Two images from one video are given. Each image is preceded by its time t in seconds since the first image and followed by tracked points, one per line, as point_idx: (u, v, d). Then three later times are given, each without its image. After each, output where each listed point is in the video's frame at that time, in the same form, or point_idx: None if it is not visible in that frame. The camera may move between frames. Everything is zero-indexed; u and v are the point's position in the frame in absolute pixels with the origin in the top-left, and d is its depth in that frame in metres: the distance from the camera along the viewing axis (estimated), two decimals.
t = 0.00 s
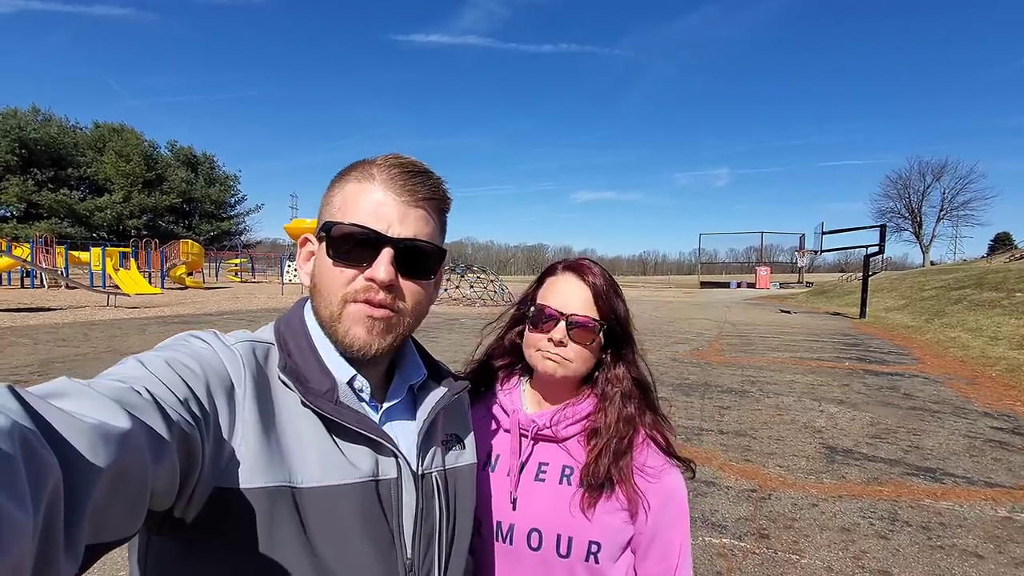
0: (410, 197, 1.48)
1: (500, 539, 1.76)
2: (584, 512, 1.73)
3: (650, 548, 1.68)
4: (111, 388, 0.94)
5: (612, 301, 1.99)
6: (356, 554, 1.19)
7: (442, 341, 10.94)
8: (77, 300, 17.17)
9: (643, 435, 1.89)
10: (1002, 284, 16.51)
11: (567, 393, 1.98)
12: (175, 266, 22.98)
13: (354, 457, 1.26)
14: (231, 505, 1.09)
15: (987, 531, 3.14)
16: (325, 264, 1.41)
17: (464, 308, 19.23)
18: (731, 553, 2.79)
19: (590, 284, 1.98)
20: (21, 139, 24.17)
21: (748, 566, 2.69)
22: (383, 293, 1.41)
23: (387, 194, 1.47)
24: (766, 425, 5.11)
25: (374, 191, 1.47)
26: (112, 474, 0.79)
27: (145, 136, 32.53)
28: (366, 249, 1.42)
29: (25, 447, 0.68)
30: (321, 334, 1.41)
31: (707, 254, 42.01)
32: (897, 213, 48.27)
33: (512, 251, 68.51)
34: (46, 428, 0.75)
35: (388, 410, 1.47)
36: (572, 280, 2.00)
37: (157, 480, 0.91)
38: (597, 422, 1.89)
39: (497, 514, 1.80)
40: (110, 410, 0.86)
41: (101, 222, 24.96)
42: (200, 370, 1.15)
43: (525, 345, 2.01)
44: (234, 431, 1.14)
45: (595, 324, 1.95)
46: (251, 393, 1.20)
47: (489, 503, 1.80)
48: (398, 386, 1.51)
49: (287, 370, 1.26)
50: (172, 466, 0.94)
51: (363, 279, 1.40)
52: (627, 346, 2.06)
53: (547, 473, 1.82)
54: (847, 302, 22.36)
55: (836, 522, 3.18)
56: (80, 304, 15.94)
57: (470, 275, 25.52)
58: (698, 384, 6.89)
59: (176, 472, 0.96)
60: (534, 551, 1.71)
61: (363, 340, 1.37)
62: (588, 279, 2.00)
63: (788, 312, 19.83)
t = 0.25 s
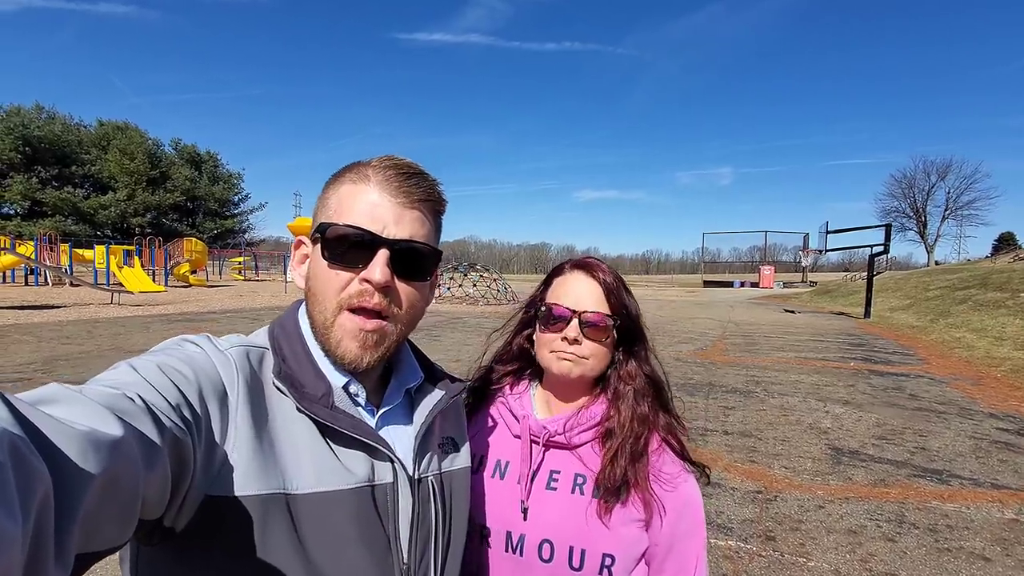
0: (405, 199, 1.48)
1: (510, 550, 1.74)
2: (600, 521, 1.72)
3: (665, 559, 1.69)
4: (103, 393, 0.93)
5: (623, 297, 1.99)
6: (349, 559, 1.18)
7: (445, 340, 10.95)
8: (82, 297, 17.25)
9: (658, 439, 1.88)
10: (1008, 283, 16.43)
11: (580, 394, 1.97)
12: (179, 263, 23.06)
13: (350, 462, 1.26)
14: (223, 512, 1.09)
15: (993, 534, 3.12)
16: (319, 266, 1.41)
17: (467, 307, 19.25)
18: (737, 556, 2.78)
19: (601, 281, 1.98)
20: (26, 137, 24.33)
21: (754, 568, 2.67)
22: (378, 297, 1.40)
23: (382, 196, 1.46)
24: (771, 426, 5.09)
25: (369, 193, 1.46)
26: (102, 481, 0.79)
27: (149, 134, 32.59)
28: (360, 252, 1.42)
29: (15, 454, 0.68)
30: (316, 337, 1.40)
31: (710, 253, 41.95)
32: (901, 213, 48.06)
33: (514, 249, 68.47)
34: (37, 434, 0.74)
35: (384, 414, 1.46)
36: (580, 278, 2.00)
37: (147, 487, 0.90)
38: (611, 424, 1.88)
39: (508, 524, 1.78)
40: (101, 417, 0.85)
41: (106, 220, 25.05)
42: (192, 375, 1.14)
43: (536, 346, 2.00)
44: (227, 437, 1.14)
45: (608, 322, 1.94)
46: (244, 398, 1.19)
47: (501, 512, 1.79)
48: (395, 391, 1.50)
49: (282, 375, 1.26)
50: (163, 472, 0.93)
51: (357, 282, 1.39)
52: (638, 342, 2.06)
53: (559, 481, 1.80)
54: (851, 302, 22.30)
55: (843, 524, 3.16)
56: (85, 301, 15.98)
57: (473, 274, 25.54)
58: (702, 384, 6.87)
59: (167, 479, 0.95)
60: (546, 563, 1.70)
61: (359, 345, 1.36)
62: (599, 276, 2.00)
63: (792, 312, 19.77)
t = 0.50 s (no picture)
0: (400, 196, 1.46)
1: (515, 555, 1.73)
2: (608, 524, 1.70)
3: (677, 562, 1.67)
4: (90, 382, 0.92)
5: (626, 295, 1.96)
6: (337, 552, 1.17)
7: (450, 339, 10.96)
8: (90, 297, 17.36)
9: (666, 439, 1.86)
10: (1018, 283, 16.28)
11: (584, 394, 1.95)
12: (186, 263, 23.18)
13: (338, 455, 1.25)
14: (211, 501, 1.08)
15: (1006, 536, 3.08)
16: (312, 261, 1.39)
17: (472, 306, 19.26)
18: (745, 558, 2.76)
19: (602, 278, 1.95)
20: (34, 137, 24.60)
21: (762, 571, 2.65)
22: (371, 293, 1.39)
23: (376, 192, 1.45)
24: (779, 426, 5.05)
25: (363, 188, 1.44)
26: (91, 469, 0.78)
27: (156, 134, 32.74)
28: (353, 247, 1.41)
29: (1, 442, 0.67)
30: (307, 332, 1.39)
31: (716, 253, 41.79)
32: (910, 212, 47.70)
33: (520, 249, 68.40)
34: (23, 422, 0.73)
35: (375, 406, 1.45)
36: (582, 274, 1.97)
37: (136, 475, 0.89)
38: (620, 425, 1.86)
39: (512, 527, 1.77)
40: (89, 405, 0.84)
41: (114, 220, 25.20)
42: (182, 365, 1.13)
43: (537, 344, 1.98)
44: (216, 426, 1.13)
45: (610, 319, 1.92)
46: (233, 388, 1.18)
47: (505, 516, 1.78)
48: (384, 383, 1.49)
49: (271, 364, 1.26)
50: (152, 461, 0.93)
51: (350, 278, 1.38)
52: (643, 341, 2.04)
53: (564, 483, 1.79)
54: (859, 301, 22.14)
55: (852, 526, 3.13)
56: (93, 301, 16.07)
57: (479, 273, 25.56)
58: (709, 384, 6.83)
59: (156, 468, 0.94)
60: (553, 568, 1.69)
61: (352, 341, 1.36)
62: (600, 272, 1.97)
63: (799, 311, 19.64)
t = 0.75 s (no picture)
0: (418, 199, 1.47)
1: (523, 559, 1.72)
2: (619, 528, 1.66)
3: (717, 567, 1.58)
4: (87, 372, 0.91)
5: (633, 291, 1.92)
6: (326, 547, 1.16)
7: (467, 340, 10.97)
8: (118, 298, 17.73)
9: (679, 437, 1.81)
10: None
11: (592, 394, 1.92)
12: (209, 265, 23.58)
13: (331, 450, 1.23)
14: (208, 493, 1.08)
15: None
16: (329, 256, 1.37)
17: (490, 307, 19.29)
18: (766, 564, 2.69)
19: (608, 275, 1.92)
20: (65, 144, 25.46)
21: None
22: (389, 294, 1.38)
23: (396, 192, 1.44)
24: (802, 430, 4.94)
25: (383, 188, 1.43)
26: (89, 459, 0.77)
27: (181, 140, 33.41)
28: (373, 245, 1.39)
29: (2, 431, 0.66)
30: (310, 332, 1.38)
31: (737, 254, 41.29)
32: (937, 211, 46.52)
33: (537, 250, 68.30)
34: (23, 412, 0.73)
35: (369, 400, 1.43)
36: (588, 271, 1.94)
37: (134, 464, 0.88)
38: (629, 425, 1.83)
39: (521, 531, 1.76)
40: (86, 394, 0.83)
41: (141, 224, 25.76)
42: (178, 356, 1.12)
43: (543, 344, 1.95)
44: (211, 418, 1.12)
45: (617, 317, 1.88)
46: (227, 379, 1.17)
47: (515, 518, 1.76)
48: (379, 378, 1.47)
49: (263, 356, 1.25)
50: (150, 451, 0.92)
51: (371, 276, 1.37)
52: (652, 338, 2.00)
53: (574, 485, 1.76)
54: (884, 303, 21.69)
55: (879, 533, 3.03)
56: (120, 303, 16.42)
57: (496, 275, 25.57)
58: (729, 386, 6.72)
59: (153, 457, 0.93)
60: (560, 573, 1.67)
61: (364, 339, 1.35)
62: (606, 269, 1.93)
63: (822, 313, 19.30)
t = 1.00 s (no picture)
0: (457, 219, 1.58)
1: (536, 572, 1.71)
2: (636, 542, 1.64)
3: None
4: (84, 385, 0.90)
5: (651, 295, 1.90)
6: (327, 560, 1.15)
7: (478, 342, 10.97)
8: (134, 300, 17.96)
9: (698, 450, 1.78)
10: None
11: (611, 403, 1.89)
12: (224, 267, 23.82)
13: (334, 461, 1.22)
14: (208, 502, 1.07)
15: None
16: (404, 273, 1.39)
17: (501, 309, 19.28)
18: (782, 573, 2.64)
19: (626, 280, 1.89)
20: (83, 148, 25.83)
21: None
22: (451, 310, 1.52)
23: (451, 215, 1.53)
24: (817, 434, 4.87)
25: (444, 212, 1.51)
26: (84, 473, 0.76)
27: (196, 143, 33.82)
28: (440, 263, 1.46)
29: None
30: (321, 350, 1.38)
31: (749, 254, 40.99)
32: (955, 210, 45.82)
33: (548, 251, 68.22)
34: (15, 427, 0.72)
35: (375, 408, 1.42)
36: (604, 277, 1.91)
37: (132, 476, 0.88)
38: (646, 434, 1.80)
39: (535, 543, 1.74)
40: (81, 408, 0.82)
41: (156, 226, 26.08)
42: (178, 367, 1.12)
43: (559, 352, 1.92)
44: (211, 428, 1.12)
45: (635, 323, 1.84)
46: (226, 388, 1.17)
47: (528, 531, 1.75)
48: (388, 378, 1.46)
49: (264, 365, 1.25)
50: (149, 462, 0.91)
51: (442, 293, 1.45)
52: (669, 344, 1.97)
53: (588, 497, 1.74)
54: (901, 304, 21.40)
55: (898, 541, 2.97)
56: (136, 304, 16.61)
57: (507, 276, 25.57)
58: (743, 389, 6.64)
59: (151, 469, 0.92)
60: None
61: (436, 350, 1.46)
62: (622, 273, 1.90)
63: (837, 314, 19.05)
